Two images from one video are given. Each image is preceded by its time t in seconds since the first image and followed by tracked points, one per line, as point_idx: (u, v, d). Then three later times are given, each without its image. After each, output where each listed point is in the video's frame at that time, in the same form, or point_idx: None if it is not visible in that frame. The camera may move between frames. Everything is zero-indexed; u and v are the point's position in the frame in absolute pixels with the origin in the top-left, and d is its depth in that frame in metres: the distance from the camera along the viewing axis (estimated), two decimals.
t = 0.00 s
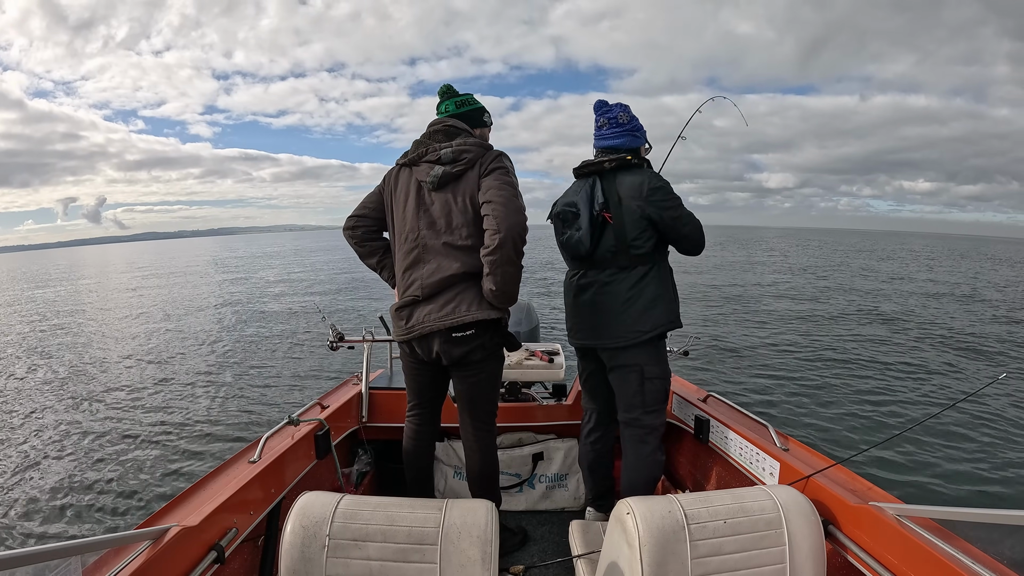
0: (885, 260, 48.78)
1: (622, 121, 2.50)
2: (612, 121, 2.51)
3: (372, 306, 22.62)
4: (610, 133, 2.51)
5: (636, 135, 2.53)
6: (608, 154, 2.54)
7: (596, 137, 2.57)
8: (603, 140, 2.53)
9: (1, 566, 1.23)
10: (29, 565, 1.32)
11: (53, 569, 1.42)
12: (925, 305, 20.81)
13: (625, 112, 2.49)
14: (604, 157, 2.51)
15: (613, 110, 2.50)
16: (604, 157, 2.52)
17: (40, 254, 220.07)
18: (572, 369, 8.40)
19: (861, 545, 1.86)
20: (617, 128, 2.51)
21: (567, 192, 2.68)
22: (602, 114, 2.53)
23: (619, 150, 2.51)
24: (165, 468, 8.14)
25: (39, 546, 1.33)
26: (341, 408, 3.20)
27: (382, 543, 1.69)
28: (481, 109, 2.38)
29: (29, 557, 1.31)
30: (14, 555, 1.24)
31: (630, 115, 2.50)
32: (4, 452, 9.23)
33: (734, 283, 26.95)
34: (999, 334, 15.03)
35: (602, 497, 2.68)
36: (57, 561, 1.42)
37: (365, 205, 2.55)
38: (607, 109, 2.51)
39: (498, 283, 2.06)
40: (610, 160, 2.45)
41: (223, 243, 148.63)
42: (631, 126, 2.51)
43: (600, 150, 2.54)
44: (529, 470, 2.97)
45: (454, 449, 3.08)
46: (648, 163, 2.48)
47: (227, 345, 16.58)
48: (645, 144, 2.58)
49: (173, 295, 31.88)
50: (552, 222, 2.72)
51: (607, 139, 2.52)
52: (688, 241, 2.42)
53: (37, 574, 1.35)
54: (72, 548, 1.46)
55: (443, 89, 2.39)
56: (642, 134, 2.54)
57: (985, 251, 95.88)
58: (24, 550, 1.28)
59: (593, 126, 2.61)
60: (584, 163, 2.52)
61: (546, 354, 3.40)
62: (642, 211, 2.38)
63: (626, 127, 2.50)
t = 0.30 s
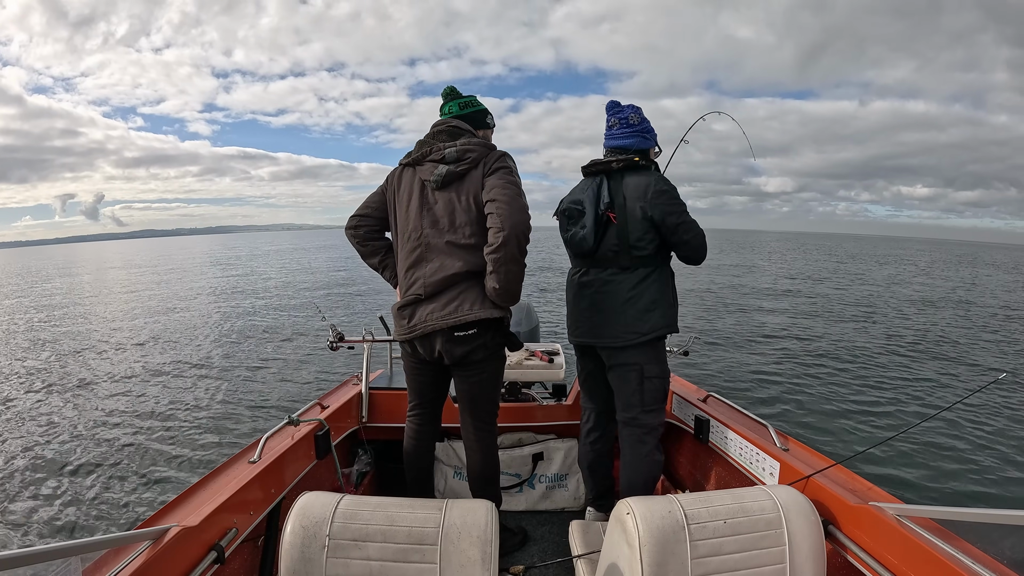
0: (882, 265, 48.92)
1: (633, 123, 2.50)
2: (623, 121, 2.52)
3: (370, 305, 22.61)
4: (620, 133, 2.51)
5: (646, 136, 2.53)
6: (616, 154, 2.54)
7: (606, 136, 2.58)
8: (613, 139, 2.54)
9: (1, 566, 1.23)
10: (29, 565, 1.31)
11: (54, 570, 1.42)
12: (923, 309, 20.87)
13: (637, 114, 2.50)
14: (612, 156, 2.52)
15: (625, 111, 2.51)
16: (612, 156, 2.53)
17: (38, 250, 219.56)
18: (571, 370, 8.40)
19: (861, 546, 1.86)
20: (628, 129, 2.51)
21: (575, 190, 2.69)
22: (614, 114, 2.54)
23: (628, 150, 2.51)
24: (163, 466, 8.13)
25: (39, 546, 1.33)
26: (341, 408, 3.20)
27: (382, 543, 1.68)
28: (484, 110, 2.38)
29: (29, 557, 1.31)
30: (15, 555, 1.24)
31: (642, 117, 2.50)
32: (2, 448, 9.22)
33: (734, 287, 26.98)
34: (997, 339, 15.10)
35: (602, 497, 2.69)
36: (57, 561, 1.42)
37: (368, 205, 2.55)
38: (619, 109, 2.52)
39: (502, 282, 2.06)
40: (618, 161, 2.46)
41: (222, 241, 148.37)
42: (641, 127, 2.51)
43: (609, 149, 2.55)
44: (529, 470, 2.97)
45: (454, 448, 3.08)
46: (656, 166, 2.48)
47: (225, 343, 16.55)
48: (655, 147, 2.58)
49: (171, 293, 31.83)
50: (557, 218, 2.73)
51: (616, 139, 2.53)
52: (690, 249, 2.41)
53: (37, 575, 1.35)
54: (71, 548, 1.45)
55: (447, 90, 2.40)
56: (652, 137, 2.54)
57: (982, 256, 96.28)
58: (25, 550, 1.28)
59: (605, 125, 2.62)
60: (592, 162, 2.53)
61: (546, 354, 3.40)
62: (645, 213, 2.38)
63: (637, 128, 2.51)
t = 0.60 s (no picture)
0: (880, 260, 48.99)
1: (633, 123, 2.50)
2: (623, 121, 2.51)
3: (369, 304, 22.56)
4: (620, 133, 2.51)
5: (646, 137, 2.52)
6: (616, 154, 2.53)
7: (606, 136, 2.58)
8: (612, 139, 2.53)
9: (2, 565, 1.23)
10: (29, 565, 1.31)
11: (54, 570, 1.42)
12: (922, 305, 20.88)
13: (637, 114, 2.49)
14: (611, 156, 2.51)
15: (625, 111, 2.51)
16: (611, 156, 2.52)
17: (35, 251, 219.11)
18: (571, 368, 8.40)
19: (861, 546, 1.87)
20: (628, 129, 2.51)
21: (574, 190, 2.68)
22: (614, 113, 2.54)
23: (628, 150, 2.51)
24: (161, 467, 8.10)
25: (38, 547, 1.32)
26: (341, 408, 3.20)
27: (382, 543, 1.68)
28: (482, 111, 2.37)
29: (28, 558, 1.30)
30: (13, 555, 1.24)
31: (642, 117, 2.50)
32: None
33: (733, 283, 26.99)
34: (997, 334, 15.09)
35: (602, 497, 2.69)
36: (56, 561, 1.41)
37: (365, 206, 2.54)
38: (619, 109, 2.52)
39: (499, 281, 2.06)
40: (617, 161, 2.46)
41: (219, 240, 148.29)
42: (641, 128, 2.51)
43: (609, 149, 2.54)
44: (529, 470, 2.97)
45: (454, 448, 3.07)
46: (655, 167, 2.48)
47: (223, 343, 16.50)
48: (654, 148, 2.58)
49: (170, 293, 31.79)
50: (557, 220, 2.72)
51: (616, 139, 2.52)
52: (689, 250, 2.41)
53: (36, 575, 1.35)
54: (71, 548, 1.45)
55: (444, 91, 2.39)
56: (652, 137, 2.54)
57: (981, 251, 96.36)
58: (24, 550, 1.28)
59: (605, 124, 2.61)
60: (592, 162, 2.53)
61: (546, 354, 3.40)
62: (645, 215, 2.38)
63: (637, 129, 2.51)
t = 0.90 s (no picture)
0: (876, 246, 48.97)
1: (627, 121, 2.48)
2: (617, 119, 2.49)
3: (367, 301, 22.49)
4: (614, 132, 2.48)
5: (640, 136, 2.51)
6: (610, 153, 2.51)
7: (599, 135, 2.55)
8: (606, 138, 2.51)
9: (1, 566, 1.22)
10: (27, 565, 1.30)
11: (53, 569, 1.41)
12: (922, 291, 20.86)
13: (631, 113, 2.48)
14: (606, 156, 2.49)
15: (619, 109, 2.49)
16: (605, 155, 2.49)
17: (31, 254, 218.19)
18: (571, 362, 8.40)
19: (861, 545, 1.87)
20: (622, 128, 2.49)
21: (567, 190, 2.65)
22: (607, 112, 2.51)
23: (622, 149, 2.49)
24: (162, 468, 8.09)
25: (38, 545, 1.32)
26: (341, 408, 3.18)
27: (382, 543, 1.68)
28: (475, 109, 2.35)
29: (27, 557, 1.30)
30: (12, 555, 1.23)
31: (635, 116, 2.49)
32: None
33: (732, 272, 26.98)
34: (997, 320, 15.09)
35: (602, 497, 2.69)
36: (55, 561, 1.41)
37: (358, 206, 2.52)
38: (612, 108, 2.50)
39: (493, 282, 2.04)
40: (612, 160, 2.44)
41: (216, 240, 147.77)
42: (635, 126, 2.49)
43: (603, 148, 2.52)
44: (529, 470, 2.97)
45: (453, 449, 3.07)
46: (650, 165, 2.46)
47: (221, 342, 16.46)
48: (648, 146, 2.56)
49: (169, 292, 31.75)
50: (550, 221, 2.67)
51: (610, 138, 2.50)
52: (687, 247, 2.41)
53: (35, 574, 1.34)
54: (69, 548, 1.44)
55: (437, 89, 2.36)
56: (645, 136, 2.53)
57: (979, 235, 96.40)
58: (22, 550, 1.27)
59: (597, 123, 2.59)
60: (586, 162, 2.50)
61: (546, 353, 3.39)
62: (643, 214, 2.37)
63: (631, 127, 2.49)
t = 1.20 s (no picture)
0: (874, 241, 48.99)
1: (629, 120, 2.47)
2: (619, 118, 2.48)
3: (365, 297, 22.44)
4: (616, 131, 2.47)
5: (642, 135, 2.50)
6: (611, 151, 2.50)
7: (601, 133, 2.54)
8: (608, 136, 2.50)
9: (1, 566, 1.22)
10: (28, 564, 1.30)
11: (53, 569, 1.40)
12: (922, 286, 20.86)
13: (633, 111, 2.47)
14: (607, 154, 2.48)
15: (621, 109, 2.48)
16: (606, 154, 2.48)
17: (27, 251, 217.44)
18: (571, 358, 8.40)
19: (861, 545, 1.87)
20: (624, 126, 2.48)
21: (566, 188, 2.65)
22: (609, 110, 2.51)
23: (624, 148, 2.48)
24: (161, 464, 8.08)
25: (38, 546, 1.31)
26: (341, 408, 3.18)
27: (382, 543, 1.68)
28: (478, 109, 2.34)
29: (28, 557, 1.30)
30: (11, 557, 1.23)
31: (638, 114, 2.48)
32: None
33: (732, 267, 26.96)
34: (997, 315, 15.09)
35: (603, 497, 2.69)
36: (56, 561, 1.40)
37: (359, 204, 2.51)
38: (615, 106, 2.49)
39: (495, 283, 2.04)
40: (613, 160, 2.43)
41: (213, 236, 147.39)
42: (638, 125, 2.48)
43: (604, 147, 2.51)
44: (529, 469, 2.97)
45: (453, 449, 3.07)
46: (650, 165, 2.46)
47: (219, 338, 16.42)
48: (650, 146, 2.55)
49: (167, 287, 31.65)
50: (550, 221, 2.67)
51: (612, 136, 2.49)
52: (688, 248, 2.40)
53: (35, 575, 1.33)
54: (70, 548, 1.44)
55: (440, 89, 2.35)
56: (647, 135, 2.51)
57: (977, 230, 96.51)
58: (22, 551, 1.26)
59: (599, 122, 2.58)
60: (586, 161, 2.49)
61: (546, 353, 3.39)
62: (643, 214, 2.36)
63: (633, 126, 2.48)
